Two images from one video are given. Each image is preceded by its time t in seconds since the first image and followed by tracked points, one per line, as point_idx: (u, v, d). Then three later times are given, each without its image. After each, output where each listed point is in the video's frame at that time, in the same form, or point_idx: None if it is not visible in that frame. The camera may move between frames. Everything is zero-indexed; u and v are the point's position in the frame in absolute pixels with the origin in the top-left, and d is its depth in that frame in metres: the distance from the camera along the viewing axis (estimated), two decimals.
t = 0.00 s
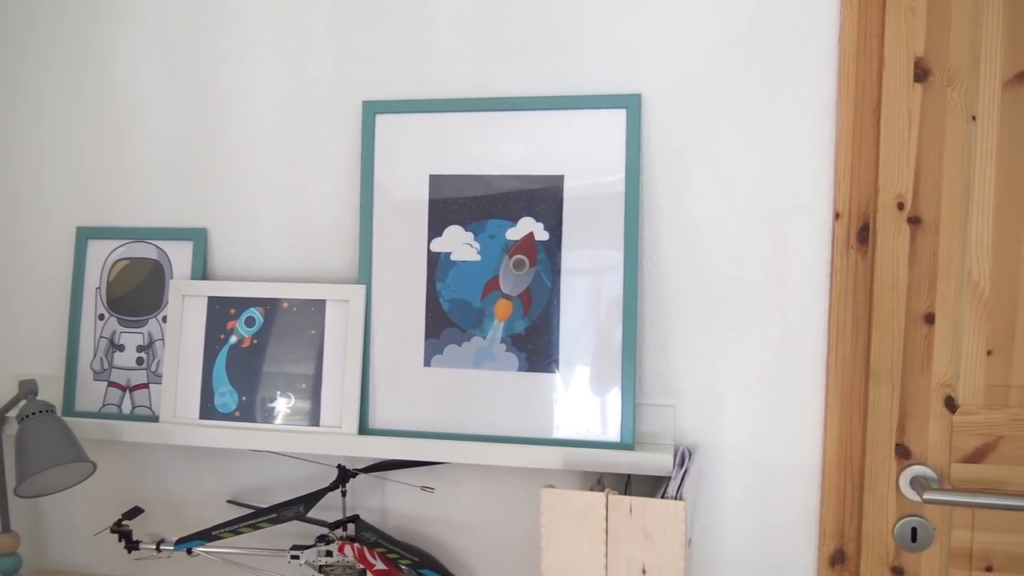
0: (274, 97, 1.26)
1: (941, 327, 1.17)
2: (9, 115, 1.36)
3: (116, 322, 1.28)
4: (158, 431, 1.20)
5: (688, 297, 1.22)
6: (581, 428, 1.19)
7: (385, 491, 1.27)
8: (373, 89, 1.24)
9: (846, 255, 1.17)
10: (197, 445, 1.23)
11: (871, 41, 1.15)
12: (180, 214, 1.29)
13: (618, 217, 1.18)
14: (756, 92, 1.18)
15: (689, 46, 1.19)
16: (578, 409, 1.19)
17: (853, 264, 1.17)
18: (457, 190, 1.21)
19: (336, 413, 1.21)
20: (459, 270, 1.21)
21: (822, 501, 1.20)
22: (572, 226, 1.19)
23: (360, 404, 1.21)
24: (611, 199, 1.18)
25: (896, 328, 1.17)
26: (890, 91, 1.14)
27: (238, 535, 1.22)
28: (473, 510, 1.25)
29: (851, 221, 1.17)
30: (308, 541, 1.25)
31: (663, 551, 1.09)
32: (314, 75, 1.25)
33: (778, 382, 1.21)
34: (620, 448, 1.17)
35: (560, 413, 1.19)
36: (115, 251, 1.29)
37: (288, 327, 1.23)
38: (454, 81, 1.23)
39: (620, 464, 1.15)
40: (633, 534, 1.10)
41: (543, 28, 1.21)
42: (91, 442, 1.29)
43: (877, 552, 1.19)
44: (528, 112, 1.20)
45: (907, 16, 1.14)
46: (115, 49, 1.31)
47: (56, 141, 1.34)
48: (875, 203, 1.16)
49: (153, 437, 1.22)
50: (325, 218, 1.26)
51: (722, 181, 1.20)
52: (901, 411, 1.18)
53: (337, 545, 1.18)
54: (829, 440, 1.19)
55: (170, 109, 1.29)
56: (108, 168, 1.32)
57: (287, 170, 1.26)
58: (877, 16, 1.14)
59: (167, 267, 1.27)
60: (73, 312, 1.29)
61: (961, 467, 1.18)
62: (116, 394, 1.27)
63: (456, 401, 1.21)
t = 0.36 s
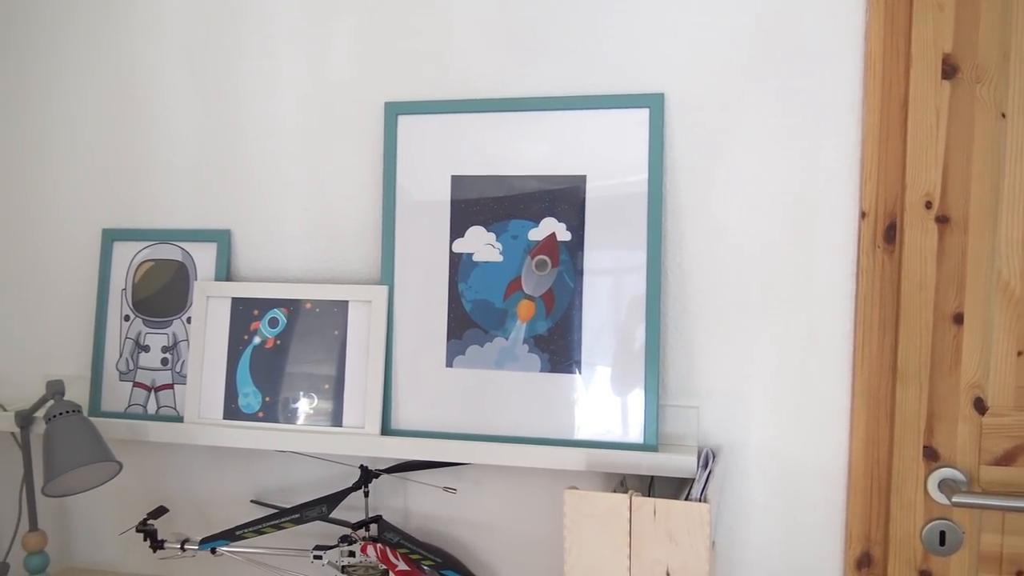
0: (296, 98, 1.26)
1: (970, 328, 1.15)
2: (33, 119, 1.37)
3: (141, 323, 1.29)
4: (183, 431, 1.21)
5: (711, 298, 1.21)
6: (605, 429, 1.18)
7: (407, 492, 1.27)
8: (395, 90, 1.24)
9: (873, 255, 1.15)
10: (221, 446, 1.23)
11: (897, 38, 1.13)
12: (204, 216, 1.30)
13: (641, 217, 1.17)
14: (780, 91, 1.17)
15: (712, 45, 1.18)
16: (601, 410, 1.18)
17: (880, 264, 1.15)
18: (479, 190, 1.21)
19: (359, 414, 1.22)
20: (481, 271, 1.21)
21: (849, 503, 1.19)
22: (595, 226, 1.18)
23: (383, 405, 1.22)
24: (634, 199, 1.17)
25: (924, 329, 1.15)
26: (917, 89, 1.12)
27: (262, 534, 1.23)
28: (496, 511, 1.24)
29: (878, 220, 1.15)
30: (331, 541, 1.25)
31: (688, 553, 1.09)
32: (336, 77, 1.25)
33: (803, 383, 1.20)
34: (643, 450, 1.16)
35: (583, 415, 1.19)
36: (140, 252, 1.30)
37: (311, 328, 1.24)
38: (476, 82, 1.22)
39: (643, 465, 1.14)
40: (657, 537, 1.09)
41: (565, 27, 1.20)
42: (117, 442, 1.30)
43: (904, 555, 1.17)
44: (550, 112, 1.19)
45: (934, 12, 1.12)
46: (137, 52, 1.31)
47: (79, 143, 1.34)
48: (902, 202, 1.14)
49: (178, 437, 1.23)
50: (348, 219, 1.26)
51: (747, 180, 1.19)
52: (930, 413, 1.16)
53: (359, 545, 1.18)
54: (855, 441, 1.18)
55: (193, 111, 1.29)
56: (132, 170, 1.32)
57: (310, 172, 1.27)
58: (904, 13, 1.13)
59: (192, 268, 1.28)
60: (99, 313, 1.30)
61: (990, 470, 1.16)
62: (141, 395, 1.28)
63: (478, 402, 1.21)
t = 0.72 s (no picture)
0: (327, 99, 1.26)
1: (1010, 333, 1.12)
2: (64, 119, 1.38)
3: (174, 322, 1.30)
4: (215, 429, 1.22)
5: (743, 300, 1.20)
6: (634, 431, 1.17)
7: (436, 492, 1.27)
8: (425, 90, 1.24)
9: (910, 257, 1.13)
10: (252, 444, 1.24)
11: (937, 35, 1.10)
12: (236, 216, 1.31)
13: (672, 218, 1.16)
14: (815, 91, 1.15)
15: (745, 45, 1.17)
16: (630, 412, 1.17)
17: (917, 266, 1.13)
18: (510, 190, 1.21)
19: (388, 414, 1.22)
20: (511, 271, 1.21)
21: (883, 509, 1.17)
22: (626, 227, 1.18)
23: (412, 405, 1.22)
24: (666, 200, 1.16)
25: (963, 333, 1.12)
26: (957, 88, 1.10)
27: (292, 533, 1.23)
28: (524, 513, 1.24)
29: (915, 222, 1.13)
30: (360, 540, 1.26)
31: (720, 557, 1.08)
32: (366, 78, 1.25)
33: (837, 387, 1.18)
34: (673, 453, 1.15)
35: (612, 417, 1.18)
36: (173, 252, 1.32)
37: (341, 328, 1.24)
38: (506, 82, 1.22)
39: (673, 469, 1.13)
40: (687, 541, 1.09)
41: (596, 27, 1.20)
42: (149, 439, 1.32)
43: (940, 563, 1.15)
44: (581, 112, 1.19)
45: (975, 10, 1.09)
46: (169, 53, 1.32)
47: (112, 143, 1.36)
48: (941, 203, 1.12)
49: (210, 435, 1.24)
50: (377, 219, 1.27)
51: (780, 181, 1.18)
52: (967, 419, 1.13)
53: (388, 545, 1.19)
54: (891, 447, 1.15)
55: (224, 111, 1.30)
56: (164, 170, 1.34)
57: (340, 172, 1.27)
58: (943, 10, 1.10)
59: (224, 267, 1.29)
60: (133, 311, 1.32)
61: None
62: (174, 392, 1.30)
63: (507, 403, 1.21)
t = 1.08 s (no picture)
0: (354, 98, 1.27)
1: None
2: (95, 119, 1.38)
3: (202, 320, 1.31)
4: (242, 427, 1.23)
5: (772, 300, 1.19)
6: (661, 433, 1.16)
7: (461, 492, 1.27)
8: (453, 89, 1.24)
9: (943, 258, 1.11)
10: (279, 442, 1.25)
11: (972, 33, 1.08)
12: (263, 215, 1.32)
13: (701, 218, 1.15)
14: (847, 90, 1.14)
15: (776, 43, 1.15)
16: (656, 414, 1.17)
17: (951, 267, 1.11)
18: (536, 190, 1.21)
19: (414, 413, 1.22)
20: (538, 271, 1.20)
21: (915, 514, 1.15)
22: (654, 227, 1.17)
23: (438, 404, 1.22)
24: (694, 200, 1.15)
25: (998, 336, 1.10)
26: (993, 87, 1.08)
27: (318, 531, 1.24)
28: (549, 514, 1.24)
29: (950, 222, 1.11)
30: (384, 539, 1.26)
31: (747, 562, 1.06)
32: (393, 78, 1.25)
33: (868, 390, 1.16)
34: (700, 455, 1.14)
35: (638, 418, 1.17)
36: (202, 251, 1.33)
37: (367, 327, 1.24)
38: (533, 82, 1.22)
39: (701, 471, 1.12)
40: (715, 544, 1.07)
41: (624, 26, 1.19)
42: (178, 436, 1.33)
43: (973, 570, 1.13)
44: (609, 111, 1.18)
45: (1013, 7, 1.06)
46: (198, 52, 1.32)
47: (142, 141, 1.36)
48: (976, 204, 1.10)
49: (237, 433, 1.25)
50: (404, 219, 1.27)
51: (811, 181, 1.16)
52: (1003, 423, 1.11)
53: (413, 544, 1.19)
54: (923, 451, 1.14)
55: (252, 111, 1.31)
56: (195, 168, 1.34)
57: (367, 172, 1.27)
58: (980, 8, 1.08)
59: (252, 266, 1.30)
60: (163, 310, 1.33)
61: None
62: (202, 390, 1.31)
63: (533, 404, 1.20)
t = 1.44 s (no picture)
0: (368, 95, 1.27)
1: None
2: (111, 117, 1.39)
3: (218, 317, 1.32)
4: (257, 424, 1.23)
5: (788, 297, 1.18)
6: (676, 430, 1.16)
7: (475, 489, 1.26)
8: (467, 86, 1.24)
9: (963, 255, 1.10)
10: (294, 439, 1.25)
11: (993, 27, 1.07)
12: (278, 212, 1.32)
13: (717, 215, 1.14)
14: (865, 85, 1.13)
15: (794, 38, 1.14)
16: (671, 411, 1.16)
17: (970, 264, 1.10)
18: (551, 187, 1.20)
19: (428, 410, 1.22)
20: (552, 268, 1.20)
21: (933, 513, 1.14)
22: (669, 224, 1.16)
23: (452, 401, 1.22)
24: (710, 196, 1.14)
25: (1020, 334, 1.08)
26: (1016, 81, 1.06)
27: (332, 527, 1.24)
28: (564, 511, 1.23)
29: (969, 218, 1.09)
30: (398, 536, 1.26)
31: (763, 560, 1.06)
32: (407, 75, 1.25)
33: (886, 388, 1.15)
34: (716, 453, 1.13)
35: (653, 416, 1.17)
36: (217, 248, 1.33)
37: (381, 324, 1.25)
38: (548, 78, 1.21)
39: (717, 469, 1.11)
40: (730, 543, 1.07)
41: (640, 22, 1.18)
42: (193, 433, 1.34)
43: (992, 571, 1.11)
44: (623, 108, 1.18)
45: None
46: (213, 50, 1.32)
47: (158, 137, 1.37)
48: (997, 200, 1.08)
49: (252, 430, 1.25)
50: (418, 216, 1.27)
51: (828, 177, 1.15)
52: None
53: (427, 541, 1.19)
54: (941, 449, 1.13)
55: (267, 108, 1.31)
56: (210, 165, 1.35)
57: (382, 169, 1.27)
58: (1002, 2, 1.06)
59: (267, 263, 1.30)
60: (178, 307, 1.34)
61: None
62: (217, 387, 1.31)
63: (547, 401, 1.20)
